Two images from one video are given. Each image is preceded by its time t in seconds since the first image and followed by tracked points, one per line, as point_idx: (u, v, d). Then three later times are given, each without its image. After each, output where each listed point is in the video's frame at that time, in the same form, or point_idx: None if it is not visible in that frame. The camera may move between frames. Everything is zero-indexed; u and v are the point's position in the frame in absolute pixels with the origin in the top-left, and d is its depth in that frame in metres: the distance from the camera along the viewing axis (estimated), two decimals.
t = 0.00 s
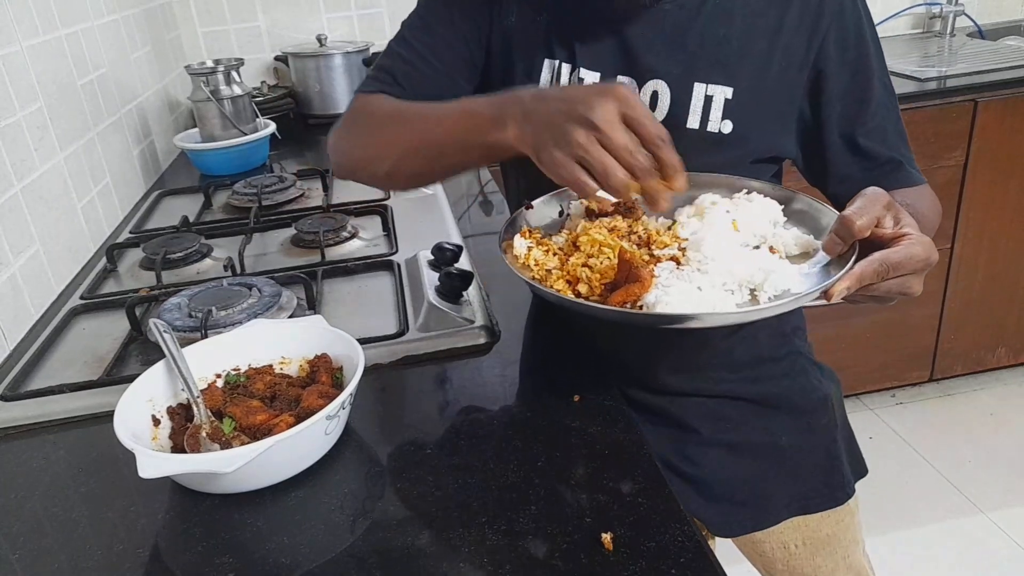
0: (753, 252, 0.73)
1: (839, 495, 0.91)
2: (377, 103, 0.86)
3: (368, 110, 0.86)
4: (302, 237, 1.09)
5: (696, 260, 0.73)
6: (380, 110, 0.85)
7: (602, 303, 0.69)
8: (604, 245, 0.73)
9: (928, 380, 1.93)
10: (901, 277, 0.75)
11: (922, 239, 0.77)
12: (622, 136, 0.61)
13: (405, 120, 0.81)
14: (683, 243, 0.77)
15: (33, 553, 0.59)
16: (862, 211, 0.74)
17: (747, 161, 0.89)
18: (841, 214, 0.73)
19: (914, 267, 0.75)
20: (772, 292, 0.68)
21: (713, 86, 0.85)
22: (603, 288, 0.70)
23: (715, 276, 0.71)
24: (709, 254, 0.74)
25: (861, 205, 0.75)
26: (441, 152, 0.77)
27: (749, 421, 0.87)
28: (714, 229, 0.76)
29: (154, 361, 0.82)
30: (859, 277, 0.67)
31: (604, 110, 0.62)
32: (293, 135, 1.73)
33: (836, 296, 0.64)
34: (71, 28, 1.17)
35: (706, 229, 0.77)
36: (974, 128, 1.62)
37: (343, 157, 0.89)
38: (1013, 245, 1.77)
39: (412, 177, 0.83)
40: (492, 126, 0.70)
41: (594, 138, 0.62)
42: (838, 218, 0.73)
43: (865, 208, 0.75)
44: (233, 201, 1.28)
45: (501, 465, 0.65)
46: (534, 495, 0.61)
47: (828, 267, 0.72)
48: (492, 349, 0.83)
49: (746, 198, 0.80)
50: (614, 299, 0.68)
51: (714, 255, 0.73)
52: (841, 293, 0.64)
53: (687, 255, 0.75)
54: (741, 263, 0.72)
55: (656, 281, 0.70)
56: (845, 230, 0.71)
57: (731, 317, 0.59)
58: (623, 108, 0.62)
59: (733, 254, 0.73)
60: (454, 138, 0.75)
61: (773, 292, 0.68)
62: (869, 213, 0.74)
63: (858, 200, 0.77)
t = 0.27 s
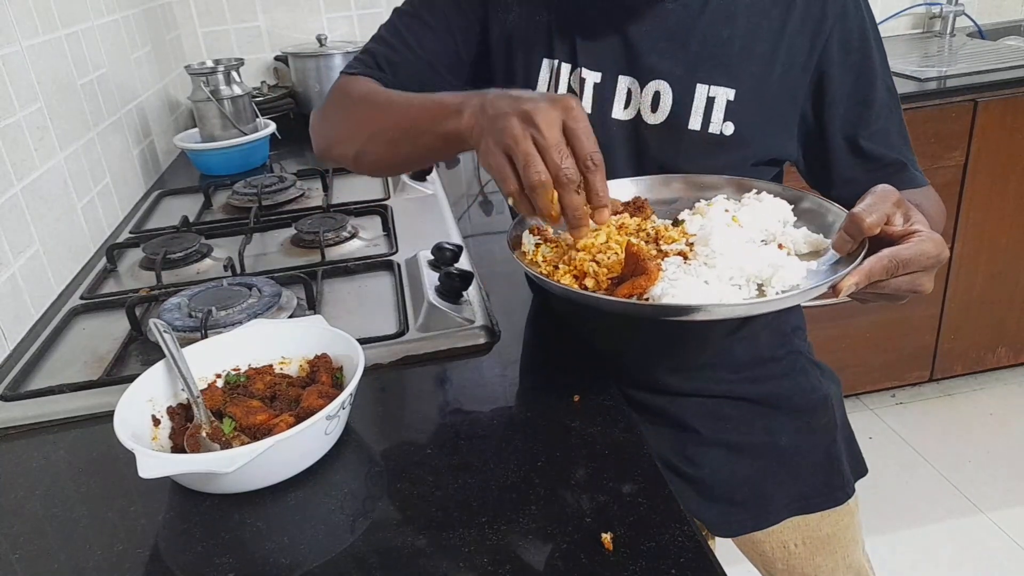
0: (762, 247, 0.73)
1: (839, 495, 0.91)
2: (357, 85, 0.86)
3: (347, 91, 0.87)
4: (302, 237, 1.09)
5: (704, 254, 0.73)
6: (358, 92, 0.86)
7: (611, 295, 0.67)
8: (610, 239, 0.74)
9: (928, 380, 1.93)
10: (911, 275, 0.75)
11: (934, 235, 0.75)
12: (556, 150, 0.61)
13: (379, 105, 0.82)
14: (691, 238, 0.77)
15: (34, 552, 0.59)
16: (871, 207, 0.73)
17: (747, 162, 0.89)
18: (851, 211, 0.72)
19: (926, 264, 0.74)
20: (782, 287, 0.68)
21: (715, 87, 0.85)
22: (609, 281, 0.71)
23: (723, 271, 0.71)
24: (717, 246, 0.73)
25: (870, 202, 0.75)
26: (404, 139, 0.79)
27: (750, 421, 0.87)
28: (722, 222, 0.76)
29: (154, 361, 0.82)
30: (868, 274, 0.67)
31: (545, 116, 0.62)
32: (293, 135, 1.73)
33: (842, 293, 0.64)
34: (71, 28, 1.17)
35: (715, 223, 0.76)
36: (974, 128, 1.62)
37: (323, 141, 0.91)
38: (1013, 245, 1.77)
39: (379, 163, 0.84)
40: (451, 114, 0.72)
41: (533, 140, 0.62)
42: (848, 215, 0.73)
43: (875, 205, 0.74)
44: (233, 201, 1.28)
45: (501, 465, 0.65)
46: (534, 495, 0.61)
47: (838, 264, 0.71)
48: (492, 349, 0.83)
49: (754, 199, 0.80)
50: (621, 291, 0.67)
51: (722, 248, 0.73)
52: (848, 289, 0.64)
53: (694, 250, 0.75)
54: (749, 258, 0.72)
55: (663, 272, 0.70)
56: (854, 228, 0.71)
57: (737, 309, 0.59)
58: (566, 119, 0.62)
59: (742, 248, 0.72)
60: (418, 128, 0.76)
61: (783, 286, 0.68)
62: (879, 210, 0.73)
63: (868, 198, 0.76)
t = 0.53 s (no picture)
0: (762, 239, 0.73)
1: (839, 495, 0.91)
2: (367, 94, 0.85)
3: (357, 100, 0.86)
4: (302, 237, 1.09)
5: (703, 245, 0.73)
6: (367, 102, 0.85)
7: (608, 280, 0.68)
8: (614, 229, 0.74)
9: (928, 380, 1.93)
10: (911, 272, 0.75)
11: (937, 233, 0.75)
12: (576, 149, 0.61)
13: (384, 114, 0.81)
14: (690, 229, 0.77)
15: (34, 552, 0.59)
16: (873, 205, 0.74)
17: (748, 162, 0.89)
18: (854, 208, 0.72)
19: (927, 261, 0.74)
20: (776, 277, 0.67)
21: (715, 88, 0.85)
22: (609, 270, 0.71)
23: (720, 261, 0.71)
24: (715, 238, 0.73)
25: (873, 200, 0.75)
26: (411, 151, 0.78)
27: (750, 421, 0.87)
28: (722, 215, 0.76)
29: (155, 361, 0.82)
30: (867, 268, 0.67)
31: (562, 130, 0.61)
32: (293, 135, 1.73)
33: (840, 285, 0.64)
34: (71, 28, 1.17)
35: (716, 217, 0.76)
36: (974, 128, 1.62)
37: (331, 156, 0.89)
38: (1013, 245, 1.77)
39: (384, 173, 0.83)
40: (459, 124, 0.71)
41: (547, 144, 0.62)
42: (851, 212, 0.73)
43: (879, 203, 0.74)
44: (233, 201, 1.28)
45: (500, 464, 0.65)
46: (534, 495, 0.61)
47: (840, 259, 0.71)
48: (492, 349, 0.83)
49: (762, 196, 0.80)
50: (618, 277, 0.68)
51: (720, 239, 0.73)
52: (846, 280, 0.64)
53: (694, 241, 0.75)
54: (748, 249, 0.71)
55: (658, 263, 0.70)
56: (856, 223, 0.71)
57: (738, 297, 0.59)
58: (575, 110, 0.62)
59: (740, 240, 0.72)
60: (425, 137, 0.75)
61: (781, 276, 0.68)
62: (880, 208, 0.74)
63: (872, 196, 0.76)
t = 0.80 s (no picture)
0: (767, 239, 0.73)
1: (839, 495, 0.91)
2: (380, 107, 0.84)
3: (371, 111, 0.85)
4: (302, 237, 1.09)
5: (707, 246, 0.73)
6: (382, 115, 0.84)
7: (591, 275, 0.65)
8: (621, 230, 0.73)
9: (928, 380, 1.93)
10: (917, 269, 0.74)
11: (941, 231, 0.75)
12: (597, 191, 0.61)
13: (399, 133, 0.80)
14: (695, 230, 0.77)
15: (34, 552, 0.59)
16: (878, 204, 0.72)
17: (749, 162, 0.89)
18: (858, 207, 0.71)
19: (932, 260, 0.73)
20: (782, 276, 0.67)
21: (720, 87, 0.85)
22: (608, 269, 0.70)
23: (725, 261, 0.71)
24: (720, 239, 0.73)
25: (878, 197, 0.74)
26: (426, 167, 0.78)
27: (750, 421, 0.87)
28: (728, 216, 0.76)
29: (155, 361, 0.82)
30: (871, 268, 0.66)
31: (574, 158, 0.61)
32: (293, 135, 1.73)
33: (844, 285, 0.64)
34: (71, 28, 1.17)
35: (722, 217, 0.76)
36: (974, 128, 1.62)
37: (343, 162, 0.88)
38: (1013, 245, 1.77)
39: (397, 188, 0.83)
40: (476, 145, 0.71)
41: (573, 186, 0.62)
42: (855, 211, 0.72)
43: (884, 201, 0.73)
44: (233, 201, 1.28)
45: (500, 464, 0.65)
46: (534, 495, 0.61)
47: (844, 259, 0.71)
48: (492, 349, 0.83)
49: (768, 198, 0.80)
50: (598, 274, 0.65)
51: (725, 239, 0.73)
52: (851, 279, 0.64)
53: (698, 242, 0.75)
54: (752, 249, 0.71)
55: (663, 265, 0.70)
56: (861, 224, 0.70)
57: (744, 296, 0.59)
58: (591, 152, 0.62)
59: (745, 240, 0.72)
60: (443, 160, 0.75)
61: (785, 275, 0.68)
62: (885, 207, 0.72)
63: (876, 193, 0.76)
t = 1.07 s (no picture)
0: (764, 250, 0.73)
1: (839, 496, 0.91)
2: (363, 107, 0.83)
3: (356, 111, 0.83)
4: (302, 237, 1.09)
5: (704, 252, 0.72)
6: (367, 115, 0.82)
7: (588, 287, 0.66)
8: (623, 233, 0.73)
9: (928, 380, 1.93)
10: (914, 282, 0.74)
11: (943, 243, 0.75)
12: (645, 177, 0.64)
13: (407, 129, 0.78)
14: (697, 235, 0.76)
15: (34, 552, 0.59)
16: (880, 214, 0.72)
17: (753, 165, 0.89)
18: (860, 216, 0.72)
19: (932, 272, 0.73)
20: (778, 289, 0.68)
21: (719, 91, 0.85)
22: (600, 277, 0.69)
23: (722, 270, 0.71)
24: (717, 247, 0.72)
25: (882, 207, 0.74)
26: (432, 171, 0.75)
27: (750, 421, 0.87)
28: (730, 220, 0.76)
29: (155, 361, 0.82)
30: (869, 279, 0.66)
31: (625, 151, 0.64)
32: (293, 135, 1.73)
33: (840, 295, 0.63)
34: (71, 28, 1.17)
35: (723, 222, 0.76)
36: (974, 128, 1.61)
37: (336, 157, 0.85)
38: (1012, 245, 1.77)
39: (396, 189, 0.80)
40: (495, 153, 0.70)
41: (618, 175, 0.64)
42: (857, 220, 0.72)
43: (886, 210, 0.74)
44: (233, 201, 1.28)
45: (500, 464, 0.65)
46: (534, 495, 0.61)
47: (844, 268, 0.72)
48: (492, 349, 0.83)
49: (772, 199, 0.80)
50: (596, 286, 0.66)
51: (723, 248, 0.72)
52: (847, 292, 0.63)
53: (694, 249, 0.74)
54: (748, 260, 0.72)
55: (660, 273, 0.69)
56: (862, 233, 0.71)
57: (740, 309, 0.59)
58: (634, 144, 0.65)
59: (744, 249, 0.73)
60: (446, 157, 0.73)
61: (780, 288, 0.69)
62: (887, 216, 0.72)
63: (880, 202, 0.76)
